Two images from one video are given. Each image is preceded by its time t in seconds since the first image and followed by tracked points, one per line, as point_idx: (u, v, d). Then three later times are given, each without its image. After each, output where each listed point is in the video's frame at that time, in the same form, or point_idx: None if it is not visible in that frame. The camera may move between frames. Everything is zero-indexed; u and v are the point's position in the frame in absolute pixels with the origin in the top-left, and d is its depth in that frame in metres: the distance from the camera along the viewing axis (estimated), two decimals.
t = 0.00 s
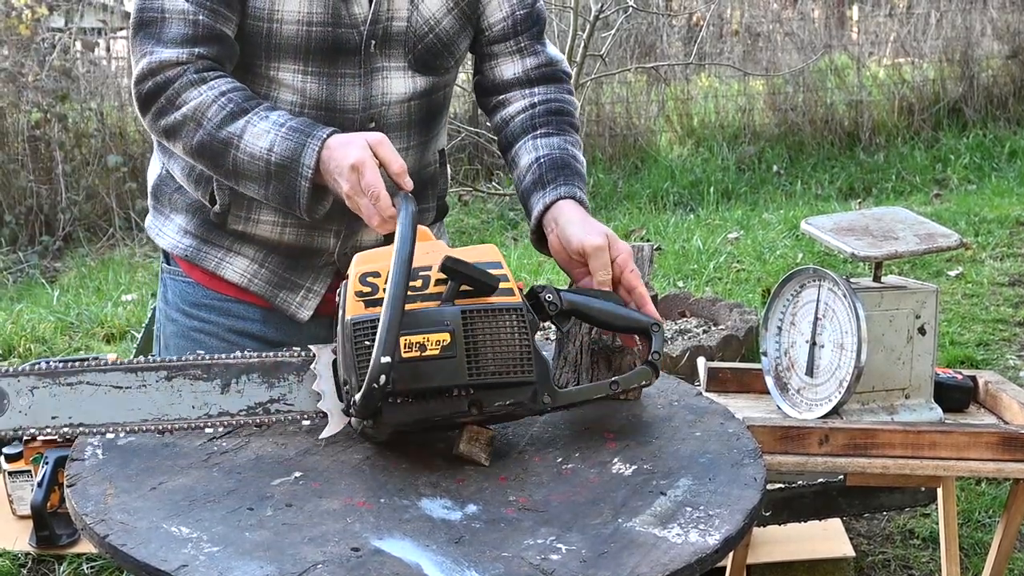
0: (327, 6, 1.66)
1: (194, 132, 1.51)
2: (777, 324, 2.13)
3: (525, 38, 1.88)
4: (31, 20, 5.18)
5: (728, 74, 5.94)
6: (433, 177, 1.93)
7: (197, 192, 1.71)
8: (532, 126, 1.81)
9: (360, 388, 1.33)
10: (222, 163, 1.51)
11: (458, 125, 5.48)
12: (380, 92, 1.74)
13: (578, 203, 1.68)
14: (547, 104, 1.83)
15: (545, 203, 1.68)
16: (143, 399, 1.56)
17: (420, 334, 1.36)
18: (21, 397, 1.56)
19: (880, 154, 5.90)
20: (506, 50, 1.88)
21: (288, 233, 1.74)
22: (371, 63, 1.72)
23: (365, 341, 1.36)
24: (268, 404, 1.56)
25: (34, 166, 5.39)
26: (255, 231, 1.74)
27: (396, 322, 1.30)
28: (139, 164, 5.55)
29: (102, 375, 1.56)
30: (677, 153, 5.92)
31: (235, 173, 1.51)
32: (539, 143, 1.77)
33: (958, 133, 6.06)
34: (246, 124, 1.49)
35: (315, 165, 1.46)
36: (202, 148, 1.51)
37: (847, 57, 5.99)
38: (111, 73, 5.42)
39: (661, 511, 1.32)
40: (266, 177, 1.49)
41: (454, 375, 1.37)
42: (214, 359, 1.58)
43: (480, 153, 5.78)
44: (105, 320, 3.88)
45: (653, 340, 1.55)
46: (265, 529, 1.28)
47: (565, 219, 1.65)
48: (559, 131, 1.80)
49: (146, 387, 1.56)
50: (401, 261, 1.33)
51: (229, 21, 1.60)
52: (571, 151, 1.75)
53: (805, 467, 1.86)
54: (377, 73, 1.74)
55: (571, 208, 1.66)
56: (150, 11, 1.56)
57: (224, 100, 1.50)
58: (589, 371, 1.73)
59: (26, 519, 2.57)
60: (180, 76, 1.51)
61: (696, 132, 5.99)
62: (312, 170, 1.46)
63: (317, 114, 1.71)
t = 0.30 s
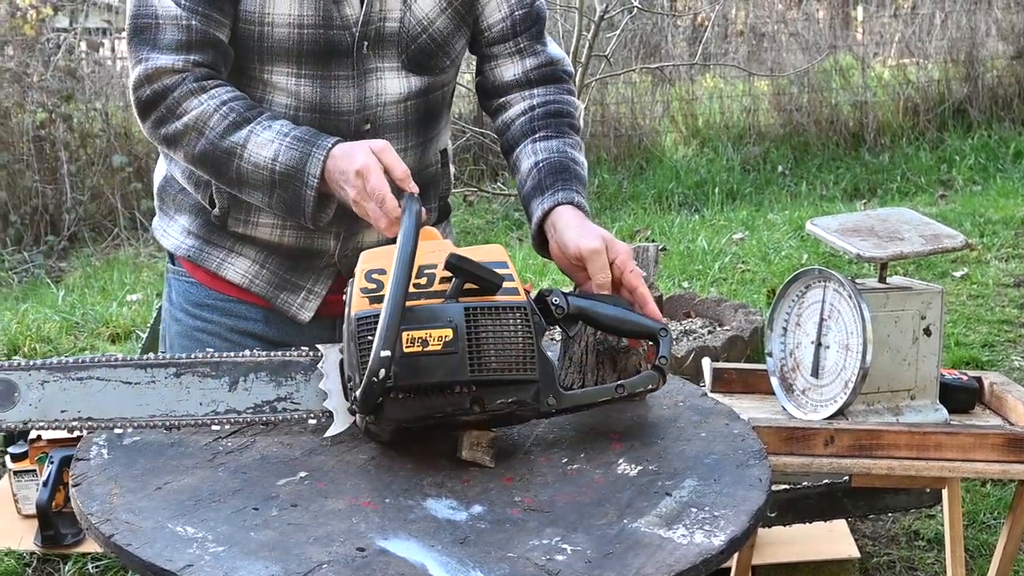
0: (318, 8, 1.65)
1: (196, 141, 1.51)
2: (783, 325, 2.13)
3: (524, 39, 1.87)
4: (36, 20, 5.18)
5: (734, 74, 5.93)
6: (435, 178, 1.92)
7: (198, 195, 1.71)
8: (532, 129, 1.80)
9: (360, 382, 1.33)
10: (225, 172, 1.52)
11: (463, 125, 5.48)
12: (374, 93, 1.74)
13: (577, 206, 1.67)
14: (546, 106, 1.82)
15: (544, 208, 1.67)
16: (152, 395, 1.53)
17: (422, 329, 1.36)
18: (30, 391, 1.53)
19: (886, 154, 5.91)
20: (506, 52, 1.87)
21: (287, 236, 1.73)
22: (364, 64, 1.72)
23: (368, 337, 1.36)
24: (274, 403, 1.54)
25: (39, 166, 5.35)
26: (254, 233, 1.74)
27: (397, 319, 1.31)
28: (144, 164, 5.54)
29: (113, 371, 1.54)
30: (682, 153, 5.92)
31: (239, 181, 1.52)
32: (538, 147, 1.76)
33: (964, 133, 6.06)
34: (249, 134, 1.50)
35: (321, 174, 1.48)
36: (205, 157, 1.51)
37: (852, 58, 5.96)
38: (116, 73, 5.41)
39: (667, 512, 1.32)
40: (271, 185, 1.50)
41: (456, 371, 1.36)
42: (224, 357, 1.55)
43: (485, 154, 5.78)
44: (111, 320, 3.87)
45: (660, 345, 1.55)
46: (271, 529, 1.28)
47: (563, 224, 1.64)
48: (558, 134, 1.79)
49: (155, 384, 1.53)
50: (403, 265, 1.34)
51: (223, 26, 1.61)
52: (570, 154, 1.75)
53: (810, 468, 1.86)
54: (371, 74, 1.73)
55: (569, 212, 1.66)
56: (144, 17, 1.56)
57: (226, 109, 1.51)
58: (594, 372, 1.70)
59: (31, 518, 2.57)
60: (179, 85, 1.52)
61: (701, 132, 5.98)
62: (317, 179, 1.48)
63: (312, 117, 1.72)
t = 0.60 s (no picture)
0: (333, 11, 1.64)
1: (224, 149, 1.52)
2: (814, 325, 2.13)
3: (547, 36, 1.85)
4: (70, 21, 5.20)
5: (765, 74, 5.91)
6: (461, 176, 1.91)
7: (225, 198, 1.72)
8: (559, 129, 1.79)
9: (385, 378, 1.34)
10: (255, 178, 1.53)
11: (493, 125, 5.48)
12: (393, 94, 1.73)
13: (608, 207, 1.67)
14: (572, 105, 1.81)
15: (577, 210, 1.67)
16: (188, 387, 1.58)
17: (450, 326, 1.36)
18: (71, 380, 1.59)
19: (918, 154, 5.88)
20: (530, 49, 1.86)
21: (315, 237, 1.73)
22: (382, 66, 1.71)
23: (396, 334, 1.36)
24: (308, 399, 1.57)
25: (73, 166, 5.37)
26: (282, 235, 1.74)
27: (423, 315, 1.31)
28: (176, 163, 5.55)
29: (151, 363, 1.59)
30: (714, 153, 5.91)
31: (269, 187, 1.53)
32: (567, 147, 1.76)
33: (997, 133, 6.01)
34: (278, 140, 1.50)
35: (351, 178, 1.48)
36: (235, 165, 1.52)
37: (885, 57, 5.91)
38: (149, 73, 5.42)
39: (698, 512, 1.31)
40: (301, 190, 1.51)
41: (483, 368, 1.36)
42: (259, 352, 1.59)
43: (516, 153, 5.77)
44: (143, 320, 3.88)
45: (694, 349, 1.55)
46: (302, 528, 1.28)
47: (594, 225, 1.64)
48: (586, 132, 1.78)
49: (192, 377, 1.58)
50: (430, 262, 1.34)
51: (243, 32, 1.60)
52: (599, 153, 1.74)
53: (841, 469, 1.86)
54: (389, 75, 1.72)
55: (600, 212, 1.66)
56: (165, 26, 1.55)
57: (253, 117, 1.52)
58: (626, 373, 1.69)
59: (65, 516, 2.58)
60: (204, 94, 1.52)
61: (732, 132, 5.95)
62: (347, 182, 1.48)
63: (332, 120, 1.71)
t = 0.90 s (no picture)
0: (348, 13, 1.65)
1: (244, 154, 1.52)
2: (840, 326, 2.14)
3: (564, 33, 1.84)
4: (97, 20, 5.22)
5: (791, 73, 5.88)
6: (483, 174, 1.90)
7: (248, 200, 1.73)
8: (561, 118, 1.75)
9: (407, 377, 1.34)
10: (275, 181, 1.53)
11: (518, 124, 5.47)
12: (411, 94, 1.72)
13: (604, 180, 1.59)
14: (580, 95, 1.77)
15: (568, 185, 1.61)
16: (213, 389, 1.59)
17: (473, 325, 1.37)
18: (99, 382, 1.62)
19: (945, 154, 5.83)
20: (547, 47, 1.84)
21: (336, 238, 1.74)
22: (398, 66, 1.70)
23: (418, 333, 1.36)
24: (333, 400, 1.57)
25: (99, 166, 5.39)
26: (304, 236, 1.75)
27: (444, 314, 1.31)
28: (202, 163, 5.54)
29: (178, 365, 1.61)
30: (739, 153, 5.90)
31: (289, 189, 1.53)
32: (567, 133, 1.70)
33: None
34: (296, 143, 1.51)
35: (371, 178, 1.48)
36: (254, 169, 1.52)
37: (911, 57, 5.87)
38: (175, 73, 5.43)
39: (722, 513, 1.31)
40: (321, 192, 1.51)
41: (506, 367, 1.37)
42: (284, 354, 1.60)
43: (540, 153, 5.77)
44: (169, 319, 3.87)
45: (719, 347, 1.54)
46: (327, 527, 1.28)
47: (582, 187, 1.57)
48: (591, 118, 1.73)
49: (218, 378, 1.59)
50: (452, 259, 1.34)
51: (260, 37, 1.61)
52: (596, 134, 1.68)
53: (867, 470, 1.87)
54: (406, 75, 1.72)
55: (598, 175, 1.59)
56: (183, 32, 1.56)
57: (271, 121, 1.52)
58: (651, 372, 1.72)
59: (90, 514, 2.58)
60: (222, 99, 1.52)
61: (758, 132, 5.93)
62: (366, 183, 1.48)
63: (349, 122, 1.71)
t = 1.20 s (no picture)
0: (367, 15, 1.64)
1: (267, 154, 1.52)
2: (865, 327, 2.21)
3: (577, 17, 1.75)
4: (121, 21, 5.25)
5: (815, 73, 5.85)
6: (502, 174, 1.90)
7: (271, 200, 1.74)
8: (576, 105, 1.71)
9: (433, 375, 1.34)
10: (298, 180, 1.53)
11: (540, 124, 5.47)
12: (429, 97, 1.72)
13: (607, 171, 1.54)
14: (593, 81, 1.71)
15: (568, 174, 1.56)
16: (237, 386, 1.60)
17: (497, 325, 1.37)
18: (123, 378, 1.63)
19: (970, 154, 5.75)
20: (560, 32, 1.77)
21: (357, 239, 1.74)
22: (416, 69, 1.70)
23: (443, 332, 1.37)
24: (356, 398, 1.58)
25: (123, 165, 5.42)
26: (325, 236, 1.75)
27: (469, 312, 1.31)
28: (225, 163, 5.56)
29: (201, 362, 1.62)
30: (762, 153, 5.87)
31: (311, 189, 1.53)
32: (580, 122, 1.66)
33: None
34: (319, 142, 1.51)
35: (393, 178, 1.48)
36: (277, 169, 1.52)
37: (936, 57, 5.81)
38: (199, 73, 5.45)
39: (746, 514, 1.30)
40: (343, 192, 1.51)
41: (531, 367, 1.37)
42: (308, 353, 1.62)
43: (562, 153, 5.75)
44: (193, 317, 3.89)
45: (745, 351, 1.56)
46: (349, 526, 1.28)
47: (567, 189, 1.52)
48: (604, 103, 1.67)
49: (240, 376, 1.60)
50: (478, 259, 1.34)
51: (281, 38, 1.61)
52: (606, 119, 1.62)
53: (891, 471, 1.88)
54: (424, 77, 1.71)
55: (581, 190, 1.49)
56: (206, 33, 1.57)
57: (293, 120, 1.52)
58: (673, 371, 1.74)
59: (114, 512, 2.60)
60: (245, 99, 1.52)
61: (782, 131, 5.93)
62: (388, 182, 1.48)
63: (369, 124, 1.72)
